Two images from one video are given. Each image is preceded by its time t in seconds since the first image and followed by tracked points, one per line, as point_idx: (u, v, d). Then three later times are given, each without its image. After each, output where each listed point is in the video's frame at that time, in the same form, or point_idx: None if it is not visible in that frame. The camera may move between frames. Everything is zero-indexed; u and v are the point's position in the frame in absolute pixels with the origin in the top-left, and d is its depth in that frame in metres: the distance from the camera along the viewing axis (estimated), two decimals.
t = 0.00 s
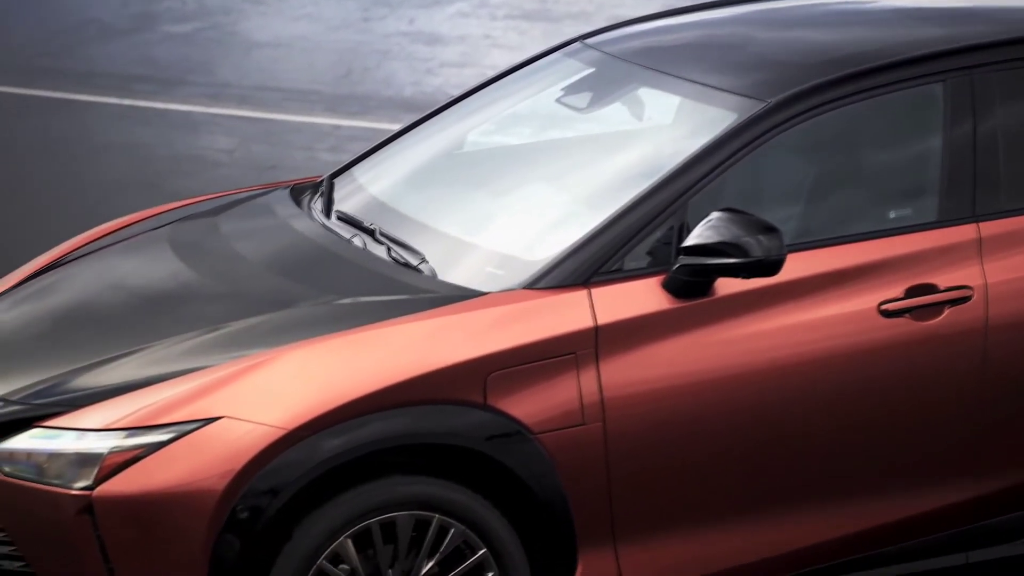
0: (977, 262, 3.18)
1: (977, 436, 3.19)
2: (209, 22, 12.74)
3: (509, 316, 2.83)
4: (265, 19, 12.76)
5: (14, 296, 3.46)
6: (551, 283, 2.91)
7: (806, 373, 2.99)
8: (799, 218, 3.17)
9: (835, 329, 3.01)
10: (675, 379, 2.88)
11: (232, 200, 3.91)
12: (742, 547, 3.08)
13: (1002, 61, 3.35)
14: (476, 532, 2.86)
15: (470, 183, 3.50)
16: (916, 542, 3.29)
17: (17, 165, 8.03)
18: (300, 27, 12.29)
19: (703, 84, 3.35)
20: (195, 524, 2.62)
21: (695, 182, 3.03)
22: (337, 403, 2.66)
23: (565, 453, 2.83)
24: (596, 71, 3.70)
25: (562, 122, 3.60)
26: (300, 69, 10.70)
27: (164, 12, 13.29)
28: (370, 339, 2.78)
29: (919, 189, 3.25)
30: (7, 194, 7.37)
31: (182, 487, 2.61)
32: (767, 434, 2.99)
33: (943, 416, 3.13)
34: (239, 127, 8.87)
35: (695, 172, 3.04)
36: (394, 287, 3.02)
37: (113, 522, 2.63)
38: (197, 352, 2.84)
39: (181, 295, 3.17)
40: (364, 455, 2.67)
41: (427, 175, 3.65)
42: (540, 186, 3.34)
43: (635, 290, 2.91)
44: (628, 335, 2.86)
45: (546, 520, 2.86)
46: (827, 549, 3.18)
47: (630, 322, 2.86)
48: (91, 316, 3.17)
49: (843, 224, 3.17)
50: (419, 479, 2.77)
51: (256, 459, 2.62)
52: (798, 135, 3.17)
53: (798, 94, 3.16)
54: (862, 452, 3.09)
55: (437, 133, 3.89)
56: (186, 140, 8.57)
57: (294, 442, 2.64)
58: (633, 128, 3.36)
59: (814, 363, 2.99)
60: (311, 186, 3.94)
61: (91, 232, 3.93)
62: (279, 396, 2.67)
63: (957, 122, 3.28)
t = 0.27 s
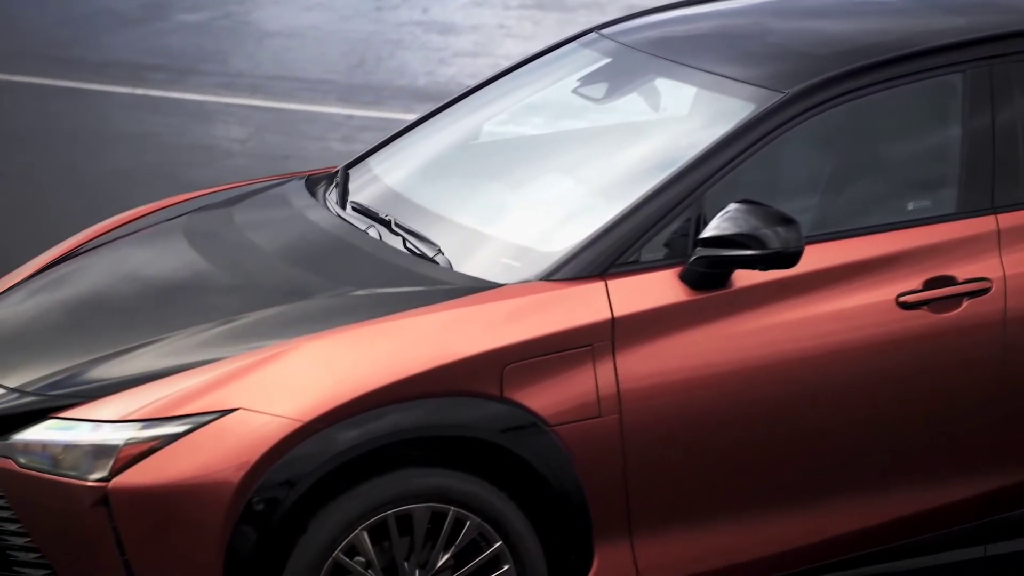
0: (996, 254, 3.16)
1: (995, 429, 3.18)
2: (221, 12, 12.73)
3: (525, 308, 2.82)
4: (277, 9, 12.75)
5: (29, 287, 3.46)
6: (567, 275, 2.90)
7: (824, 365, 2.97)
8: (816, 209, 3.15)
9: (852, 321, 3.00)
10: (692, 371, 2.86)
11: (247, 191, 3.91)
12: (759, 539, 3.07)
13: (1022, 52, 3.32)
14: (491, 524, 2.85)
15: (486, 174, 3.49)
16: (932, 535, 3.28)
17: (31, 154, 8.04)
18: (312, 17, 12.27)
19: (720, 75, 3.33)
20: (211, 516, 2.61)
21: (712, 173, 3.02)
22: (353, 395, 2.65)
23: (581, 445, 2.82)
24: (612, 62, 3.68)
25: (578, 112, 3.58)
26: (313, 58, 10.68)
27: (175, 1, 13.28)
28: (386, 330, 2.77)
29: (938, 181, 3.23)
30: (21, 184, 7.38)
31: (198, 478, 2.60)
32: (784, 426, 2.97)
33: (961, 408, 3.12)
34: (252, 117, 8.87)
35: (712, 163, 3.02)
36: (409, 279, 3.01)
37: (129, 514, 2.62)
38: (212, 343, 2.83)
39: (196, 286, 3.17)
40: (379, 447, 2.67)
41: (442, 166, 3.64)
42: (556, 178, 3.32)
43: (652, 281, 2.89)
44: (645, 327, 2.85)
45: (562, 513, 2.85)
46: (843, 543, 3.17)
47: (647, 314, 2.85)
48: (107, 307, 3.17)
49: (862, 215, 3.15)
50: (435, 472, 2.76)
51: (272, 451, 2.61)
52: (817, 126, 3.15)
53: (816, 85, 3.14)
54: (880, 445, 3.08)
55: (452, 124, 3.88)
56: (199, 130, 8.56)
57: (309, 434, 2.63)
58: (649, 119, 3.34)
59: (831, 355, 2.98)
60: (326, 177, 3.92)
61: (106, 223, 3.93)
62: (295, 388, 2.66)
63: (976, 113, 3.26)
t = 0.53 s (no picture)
0: (1013, 247, 3.14)
1: (1012, 423, 3.16)
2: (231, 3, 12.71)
3: (540, 301, 2.81)
4: None
5: (43, 279, 3.46)
6: (583, 268, 2.89)
7: (840, 359, 2.95)
8: (833, 202, 3.13)
9: (869, 314, 2.98)
10: (708, 364, 2.85)
11: (260, 183, 3.90)
12: (775, 533, 3.06)
13: None
14: (507, 518, 2.84)
15: (500, 166, 3.47)
16: (949, 529, 3.26)
17: (43, 146, 8.04)
18: (322, 8, 12.25)
19: (737, 66, 3.31)
20: (226, 509, 2.61)
21: (729, 166, 3.00)
22: (369, 388, 2.64)
23: (596, 438, 2.81)
24: (627, 53, 3.66)
25: (593, 104, 3.56)
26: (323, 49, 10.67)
27: None
28: (401, 324, 2.76)
29: (955, 173, 3.21)
30: (34, 176, 7.38)
31: (213, 471, 2.60)
32: (801, 420, 2.96)
33: (978, 402, 3.10)
34: (263, 108, 8.86)
35: (729, 156, 3.01)
36: (425, 271, 3.00)
37: (143, 507, 2.62)
38: (228, 336, 2.83)
39: (210, 278, 3.16)
40: (394, 440, 2.66)
41: (457, 158, 3.62)
42: (572, 170, 3.31)
43: (669, 274, 2.88)
44: (661, 320, 2.83)
45: (577, 507, 2.84)
46: (859, 537, 3.15)
47: (663, 307, 2.84)
48: (121, 300, 3.16)
49: (879, 208, 3.14)
50: (450, 465, 2.76)
51: (287, 444, 2.61)
52: (834, 118, 3.13)
53: (833, 76, 3.12)
54: (896, 439, 3.06)
55: (466, 116, 3.87)
56: (211, 121, 8.56)
57: (324, 428, 2.63)
58: (665, 111, 3.33)
59: (848, 349, 2.96)
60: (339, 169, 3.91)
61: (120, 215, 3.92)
62: (310, 381, 2.66)
63: (994, 105, 3.24)
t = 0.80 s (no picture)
0: None
1: None
2: None
3: (554, 296, 2.80)
4: None
5: (55, 273, 3.46)
6: (597, 262, 2.88)
7: (856, 353, 2.94)
8: (848, 196, 3.11)
9: (884, 308, 2.96)
10: (722, 359, 2.84)
11: (272, 177, 3.89)
12: (789, 528, 3.05)
13: None
14: (521, 513, 2.84)
15: (514, 160, 3.46)
16: (965, 525, 3.25)
17: (54, 138, 8.04)
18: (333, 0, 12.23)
19: (752, 59, 3.29)
20: (240, 503, 2.60)
21: (743, 159, 2.98)
22: (382, 382, 2.63)
23: (611, 433, 2.80)
24: (641, 46, 3.64)
25: (606, 97, 3.55)
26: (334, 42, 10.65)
27: None
28: (415, 318, 2.75)
29: (971, 166, 3.20)
30: (47, 168, 7.38)
31: (227, 466, 2.59)
32: (816, 415, 2.94)
33: (994, 397, 3.08)
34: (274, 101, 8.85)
35: (743, 149, 2.99)
36: (438, 265, 2.99)
37: (157, 502, 2.62)
38: (241, 330, 2.82)
39: (223, 272, 3.15)
40: (407, 435, 2.65)
41: (470, 151, 3.61)
42: (585, 163, 3.29)
43: (683, 268, 2.87)
44: (675, 314, 2.82)
45: (591, 502, 2.84)
46: (874, 532, 3.14)
47: (677, 301, 2.82)
48: (134, 293, 3.16)
49: (895, 201, 3.12)
50: (463, 460, 2.75)
51: (300, 439, 2.60)
52: (850, 112, 3.11)
53: (849, 69, 3.10)
54: (911, 434, 3.05)
55: (479, 109, 3.86)
56: (222, 114, 8.55)
57: (338, 422, 2.62)
58: (679, 104, 3.31)
59: (863, 343, 2.94)
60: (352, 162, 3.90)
61: (132, 209, 3.92)
62: (324, 376, 2.65)
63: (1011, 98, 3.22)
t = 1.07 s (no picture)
0: None
1: None
2: None
3: (571, 288, 2.78)
4: None
5: (70, 265, 3.45)
6: (614, 255, 2.86)
7: (874, 346, 2.92)
8: (867, 187, 3.10)
9: (903, 301, 2.95)
10: (740, 352, 2.82)
11: (287, 168, 3.88)
12: (806, 522, 3.03)
13: None
14: (537, 506, 2.83)
15: (530, 152, 3.45)
16: (982, 519, 3.23)
17: (67, 129, 8.04)
18: None
19: (770, 51, 3.26)
20: (256, 496, 2.59)
21: (762, 151, 2.96)
22: (399, 375, 2.62)
23: (628, 427, 2.78)
24: (658, 37, 3.62)
25: (623, 89, 3.53)
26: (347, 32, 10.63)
27: None
28: (431, 311, 2.74)
29: (990, 159, 3.18)
30: (60, 159, 7.38)
31: (243, 458, 2.58)
32: (834, 408, 2.93)
33: (1012, 391, 3.06)
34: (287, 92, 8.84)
35: (762, 141, 2.97)
36: (454, 258, 2.97)
37: (173, 494, 2.61)
38: (257, 323, 2.81)
39: (238, 264, 3.14)
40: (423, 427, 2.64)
41: (486, 142, 3.60)
42: (602, 155, 3.27)
43: (701, 261, 2.85)
44: (692, 307, 2.81)
45: (607, 495, 2.83)
46: (892, 526, 3.13)
47: (695, 294, 2.81)
48: (149, 285, 3.15)
49: (913, 194, 3.10)
50: (479, 453, 2.74)
51: (316, 432, 2.59)
52: (868, 103, 3.09)
53: (868, 61, 3.08)
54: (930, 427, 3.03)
55: (495, 100, 3.84)
56: (235, 104, 8.54)
57: (354, 415, 2.61)
58: (696, 96, 3.29)
59: (881, 336, 2.92)
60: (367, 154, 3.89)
61: (146, 200, 3.91)
62: (340, 369, 2.64)
63: None
